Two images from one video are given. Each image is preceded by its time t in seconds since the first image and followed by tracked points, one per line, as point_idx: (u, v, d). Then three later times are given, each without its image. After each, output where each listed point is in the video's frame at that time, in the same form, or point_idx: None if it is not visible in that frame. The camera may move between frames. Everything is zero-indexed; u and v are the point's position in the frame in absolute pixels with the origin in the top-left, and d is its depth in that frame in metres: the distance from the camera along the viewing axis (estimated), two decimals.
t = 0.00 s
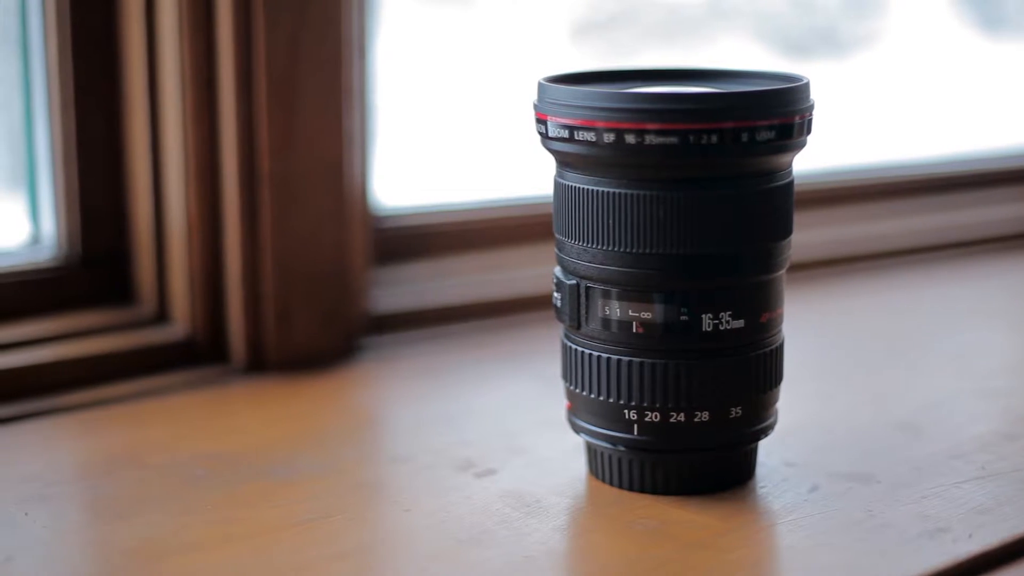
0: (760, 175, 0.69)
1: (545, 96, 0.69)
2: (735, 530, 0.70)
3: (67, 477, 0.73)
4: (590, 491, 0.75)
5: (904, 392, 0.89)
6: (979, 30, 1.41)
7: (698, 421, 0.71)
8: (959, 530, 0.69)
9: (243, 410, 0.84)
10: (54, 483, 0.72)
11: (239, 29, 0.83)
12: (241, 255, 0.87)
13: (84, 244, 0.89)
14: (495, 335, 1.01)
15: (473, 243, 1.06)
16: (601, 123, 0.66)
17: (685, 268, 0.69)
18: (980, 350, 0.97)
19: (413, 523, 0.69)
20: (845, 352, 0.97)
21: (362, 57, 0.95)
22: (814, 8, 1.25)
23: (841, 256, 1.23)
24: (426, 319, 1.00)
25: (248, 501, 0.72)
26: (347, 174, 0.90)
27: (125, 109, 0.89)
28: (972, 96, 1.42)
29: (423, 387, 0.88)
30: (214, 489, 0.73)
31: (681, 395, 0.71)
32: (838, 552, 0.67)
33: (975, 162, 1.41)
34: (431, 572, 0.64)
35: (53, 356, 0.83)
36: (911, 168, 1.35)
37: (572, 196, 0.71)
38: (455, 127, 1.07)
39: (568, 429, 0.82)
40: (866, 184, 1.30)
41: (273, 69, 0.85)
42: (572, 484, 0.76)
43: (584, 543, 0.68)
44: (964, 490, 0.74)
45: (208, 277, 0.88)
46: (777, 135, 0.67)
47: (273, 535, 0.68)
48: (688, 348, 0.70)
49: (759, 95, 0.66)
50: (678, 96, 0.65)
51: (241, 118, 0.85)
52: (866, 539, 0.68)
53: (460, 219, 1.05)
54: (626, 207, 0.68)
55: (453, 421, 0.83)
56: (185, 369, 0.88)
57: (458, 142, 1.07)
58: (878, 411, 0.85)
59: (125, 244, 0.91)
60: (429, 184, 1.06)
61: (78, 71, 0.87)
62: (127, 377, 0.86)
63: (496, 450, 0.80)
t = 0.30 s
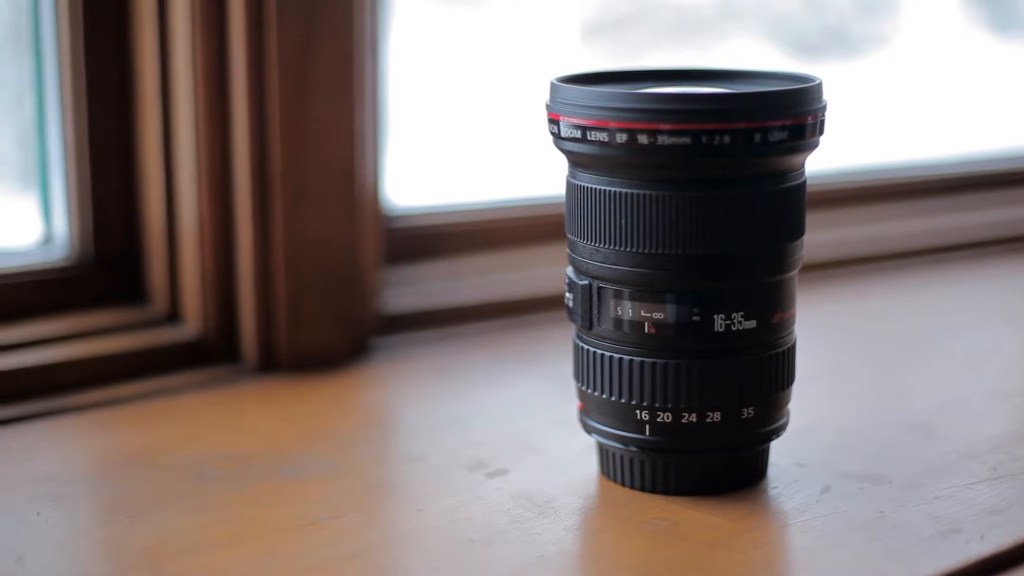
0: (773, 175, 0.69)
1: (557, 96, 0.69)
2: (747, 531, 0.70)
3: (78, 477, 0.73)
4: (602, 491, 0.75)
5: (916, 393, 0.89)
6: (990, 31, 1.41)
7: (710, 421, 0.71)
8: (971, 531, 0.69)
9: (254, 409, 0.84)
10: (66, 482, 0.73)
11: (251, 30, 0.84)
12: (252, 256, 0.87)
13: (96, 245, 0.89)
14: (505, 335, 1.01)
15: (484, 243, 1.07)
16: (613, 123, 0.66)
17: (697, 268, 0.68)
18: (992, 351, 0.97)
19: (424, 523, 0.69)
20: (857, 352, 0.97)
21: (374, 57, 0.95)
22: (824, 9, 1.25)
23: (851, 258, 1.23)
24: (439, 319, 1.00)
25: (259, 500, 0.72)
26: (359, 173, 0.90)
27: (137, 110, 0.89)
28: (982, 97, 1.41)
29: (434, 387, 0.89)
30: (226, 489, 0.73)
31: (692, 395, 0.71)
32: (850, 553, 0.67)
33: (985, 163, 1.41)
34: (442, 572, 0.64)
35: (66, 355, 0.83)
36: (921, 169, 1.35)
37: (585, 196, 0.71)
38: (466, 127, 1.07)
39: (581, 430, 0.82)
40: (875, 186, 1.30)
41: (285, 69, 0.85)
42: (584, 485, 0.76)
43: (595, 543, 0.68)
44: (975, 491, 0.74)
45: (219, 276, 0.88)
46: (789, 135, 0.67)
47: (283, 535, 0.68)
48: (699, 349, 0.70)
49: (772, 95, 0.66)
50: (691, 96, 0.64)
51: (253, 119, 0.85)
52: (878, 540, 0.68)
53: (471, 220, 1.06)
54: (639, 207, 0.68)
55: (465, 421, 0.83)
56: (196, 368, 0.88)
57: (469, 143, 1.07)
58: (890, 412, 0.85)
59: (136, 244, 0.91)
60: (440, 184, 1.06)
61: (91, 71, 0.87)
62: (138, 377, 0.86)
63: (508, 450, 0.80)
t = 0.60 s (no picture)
0: (781, 176, 0.69)
1: (565, 96, 0.69)
2: (753, 531, 0.70)
3: (86, 476, 0.73)
4: (609, 491, 0.75)
5: (923, 393, 0.89)
6: (997, 32, 1.40)
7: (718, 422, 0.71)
8: (978, 532, 0.69)
9: (260, 409, 0.84)
10: (74, 482, 0.73)
11: (259, 30, 0.84)
12: (259, 255, 0.87)
13: (103, 244, 0.90)
14: (512, 335, 1.01)
15: (490, 244, 1.07)
16: (621, 123, 0.66)
17: (705, 268, 0.68)
18: (1000, 352, 0.97)
19: (431, 523, 0.69)
20: (865, 353, 0.97)
21: (381, 58, 0.95)
22: (831, 9, 1.25)
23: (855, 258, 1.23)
24: (446, 319, 1.00)
25: (266, 500, 0.72)
26: (367, 173, 0.90)
27: (145, 111, 0.90)
28: (989, 97, 1.41)
29: (441, 387, 0.89)
30: (234, 489, 0.73)
31: (699, 396, 0.70)
32: (856, 553, 0.67)
33: (992, 164, 1.41)
34: (449, 572, 0.64)
35: (73, 355, 0.83)
36: (928, 169, 1.35)
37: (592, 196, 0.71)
38: (480, 127, 1.07)
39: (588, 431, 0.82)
40: (882, 186, 1.30)
41: (292, 70, 0.85)
42: (591, 485, 0.76)
43: (602, 543, 0.68)
44: (982, 492, 0.74)
45: (226, 276, 0.88)
46: (797, 136, 0.67)
47: (290, 535, 0.68)
48: (707, 349, 0.70)
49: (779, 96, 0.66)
50: (698, 97, 0.64)
51: (260, 120, 0.85)
52: (885, 541, 0.68)
53: (477, 220, 1.06)
54: (646, 207, 0.68)
55: (472, 421, 0.83)
56: (202, 369, 0.88)
57: (477, 142, 1.07)
58: (897, 412, 0.85)
59: (143, 244, 0.91)
60: (447, 184, 1.06)
61: (99, 73, 0.87)
62: (145, 377, 0.86)
63: (515, 449, 0.80)
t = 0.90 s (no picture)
0: (787, 176, 0.69)
1: (571, 96, 0.69)
2: (760, 531, 0.70)
3: (92, 476, 0.74)
4: (615, 491, 0.75)
5: (930, 394, 0.89)
6: (1002, 32, 1.40)
7: (724, 422, 0.71)
8: (984, 533, 0.69)
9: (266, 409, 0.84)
10: (80, 481, 0.73)
11: (265, 30, 0.84)
12: (265, 255, 0.87)
13: (110, 245, 0.90)
14: (517, 336, 1.01)
15: (495, 244, 1.07)
16: (628, 123, 0.66)
17: (711, 268, 0.68)
18: (1006, 353, 0.97)
19: (436, 523, 0.69)
20: (871, 354, 0.97)
21: (387, 58, 0.95)
22: (837, 9, 1.25)
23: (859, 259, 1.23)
24: (452, 319, 1.00)
25: (272, 500, 0.72)
26: (372, 172, 0.90)
27: (152, 112, 0.90)
28: (994, 97, 1.41)
29: (446, 387, 0.89)
30: (240, 488, 0.73)
31: (705, 396, 0.70)
32: (862, 554, 0.67)
33: (998, 164, 1.41)
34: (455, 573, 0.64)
35: (78, 354, 0.83)
36: (933, 169, 1.35)
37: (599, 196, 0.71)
38: (486, 127, 1.07)
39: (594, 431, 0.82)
40: (887, 186, 1.30)
41: (298, 70, 0.85)
42: (597, 485, 0.75)
43: (609, 543, 0.68)
44: (989, 492, 0.73)
45: (232, 276, 0.88)
46: (803, 136, 0.67)
47: (296, 535, 0.68)
48: (713, 349, 0.70)
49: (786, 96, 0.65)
50: (705, 97, 0.64)
51: (265, 121, 0.85)
52: (891, 542, 0.68)
53: (482, 221, 1.06)
54: (652, 207, 0.68)
55: (477, 421, 0.83)
56: (207, 369, 0.89)
57: (482, 142, 1.07)
58: (903, 412, 0.85)
59: (150, 245, 0.92)
60: (453, 183, 1.06)
61: (105, 74, 0.87)
62: (151, 376, 0.86)
63: (521, 449, 0.80)
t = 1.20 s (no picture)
0: (792, 176, 0.69)
1: (576, 96, 0.69)
2: (764, 531, 0.70)
3: (97, 476, 0.74)
4: (619, 491, 0.75)
5: (934, 394, 0.88)
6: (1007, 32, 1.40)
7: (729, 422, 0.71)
8: (989, 533, 0.69)
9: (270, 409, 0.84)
10: (85, 481, 0.73)
11: (270, 30, 0.84)
12: (270, 254, 0.87)
13: (115, 245, 0.90)
14: (521, 336, 1.01)
15: (499, 244, 1.07)
16: (633, 124, 0.66)
17: (717, 268, 0.68)
18: (1010, 353, 0.97)
19: (441, 523, 0.69)
20: (875, 354, 0.97)
21: (392, 59, 0.95)
22: (842, 9, 1.25)
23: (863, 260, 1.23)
24: (456, 319, 1.00)
25: (277, 499, 0.72)
26: (377, 172, 0.90)
27: (156, 112, 0.90)
28: (999, 98, 1.41)
29: (451, 387, 0.89)
30: (244, 488, 0.73)
31: (710, 396, 0.70)
32: (867, 554, 0.67)
33: (1002, 165, 1.41)
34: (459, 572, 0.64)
35: (83, 355, 0.83)
36: (936, 170, 1.35)
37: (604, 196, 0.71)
38: (490, 127, 1.07)
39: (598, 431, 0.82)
40: (890, 187, 1.30)
41: (303, 70, 0.85)
42: (601, 485, 0.75)
43: (613, 544, 0.68)
44: (993, 493, 0.73)
45: (237, 276, 0.88)
46: (808, 136, 0.67)
47: (300, 535, 0.68)
48: (718, 349, 0.70)
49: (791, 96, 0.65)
50: (710, 97, 0.64)
51: (270, 121, 0.85)
52: (895, 542, 0.68)
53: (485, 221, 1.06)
54: (658, 207, 0.68)
55: (481, 420, 0.83)
56: (211, 369, 0.89)
57: (487, 142, 1.07)
58: (908, 413, 0.85)
59: (154, 245, 0.92)
60: (457, 183, 1.06)
61: (110, 74, 0.88)
62: (155, 377, 0.86)
63: (525, 449, 0.80)
